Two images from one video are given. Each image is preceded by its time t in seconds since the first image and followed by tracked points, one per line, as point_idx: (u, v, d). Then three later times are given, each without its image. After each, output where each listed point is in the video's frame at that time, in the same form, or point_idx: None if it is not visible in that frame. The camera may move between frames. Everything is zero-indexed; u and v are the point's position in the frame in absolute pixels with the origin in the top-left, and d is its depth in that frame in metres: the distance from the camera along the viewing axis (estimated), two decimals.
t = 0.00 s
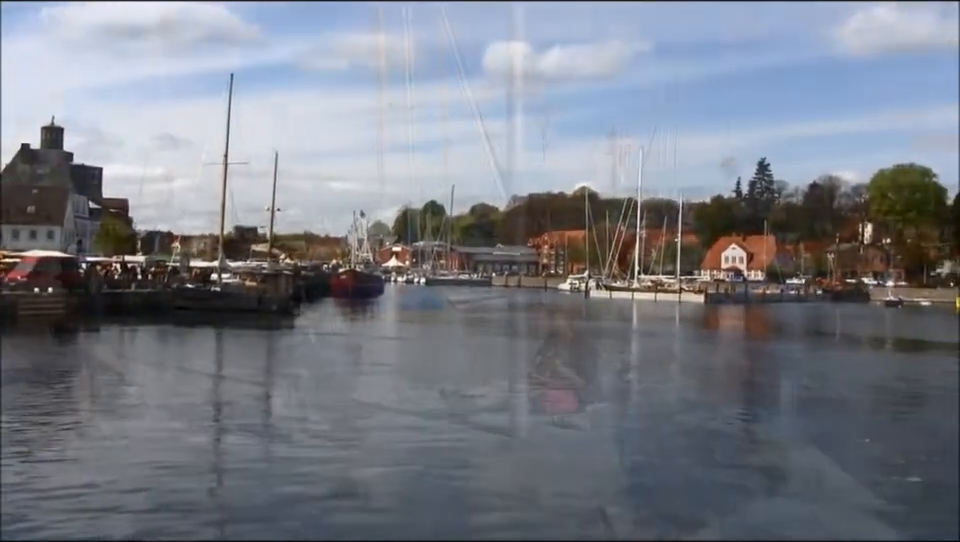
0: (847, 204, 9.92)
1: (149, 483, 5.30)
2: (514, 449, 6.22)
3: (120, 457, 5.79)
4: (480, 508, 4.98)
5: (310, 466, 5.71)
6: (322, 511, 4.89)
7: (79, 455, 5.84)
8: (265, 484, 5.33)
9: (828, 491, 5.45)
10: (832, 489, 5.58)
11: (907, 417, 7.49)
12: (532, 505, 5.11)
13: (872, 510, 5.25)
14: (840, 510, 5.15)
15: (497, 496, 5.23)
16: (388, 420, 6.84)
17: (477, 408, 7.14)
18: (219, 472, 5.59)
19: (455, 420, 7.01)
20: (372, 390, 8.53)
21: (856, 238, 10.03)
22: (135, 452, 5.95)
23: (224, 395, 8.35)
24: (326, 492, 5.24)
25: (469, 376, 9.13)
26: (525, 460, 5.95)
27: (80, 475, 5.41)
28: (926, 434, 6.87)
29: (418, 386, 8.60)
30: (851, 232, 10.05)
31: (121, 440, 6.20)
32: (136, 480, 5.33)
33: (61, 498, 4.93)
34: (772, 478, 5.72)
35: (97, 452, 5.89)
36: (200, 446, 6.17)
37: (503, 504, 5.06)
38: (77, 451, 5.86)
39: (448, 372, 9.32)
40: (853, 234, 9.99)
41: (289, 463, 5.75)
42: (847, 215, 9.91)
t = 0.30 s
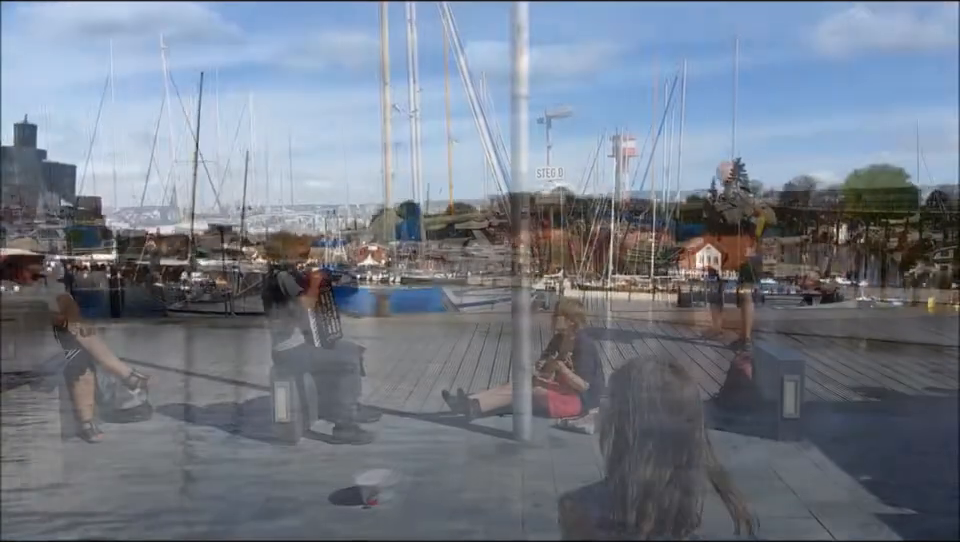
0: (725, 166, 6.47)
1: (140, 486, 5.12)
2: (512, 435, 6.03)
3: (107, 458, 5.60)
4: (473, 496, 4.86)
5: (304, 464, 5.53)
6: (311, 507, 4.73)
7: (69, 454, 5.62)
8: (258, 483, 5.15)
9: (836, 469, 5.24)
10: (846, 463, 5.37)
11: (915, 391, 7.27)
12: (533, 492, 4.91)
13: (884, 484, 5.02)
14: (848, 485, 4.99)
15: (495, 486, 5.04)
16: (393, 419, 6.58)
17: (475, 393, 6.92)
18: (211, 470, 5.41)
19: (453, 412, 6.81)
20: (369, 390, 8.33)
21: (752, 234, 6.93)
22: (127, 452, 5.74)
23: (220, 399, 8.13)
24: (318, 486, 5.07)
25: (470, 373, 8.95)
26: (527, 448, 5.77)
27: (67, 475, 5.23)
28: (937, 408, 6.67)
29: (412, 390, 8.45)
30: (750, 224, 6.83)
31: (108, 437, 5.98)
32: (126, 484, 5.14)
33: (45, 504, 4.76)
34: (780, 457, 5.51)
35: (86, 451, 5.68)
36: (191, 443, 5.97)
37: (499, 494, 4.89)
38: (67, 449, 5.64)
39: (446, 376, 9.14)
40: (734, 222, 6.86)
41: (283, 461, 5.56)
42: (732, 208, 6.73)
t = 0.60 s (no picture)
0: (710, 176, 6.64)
1: (142, 488, 5.14)
2: (518, 438, 5.96)
3: (109, 462, 5.64)
4: (475, 497, 4.85)
5: (305, 467, 5.53)
6: (315, 510, 4.73)
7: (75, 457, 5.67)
8: (259, 486, 5.17)
9: (840, 471, 5.24)
10: (853, 465, 5.34)
11: (918, 390, 7.22)
12: (536, 495, 4.90)
13: (889, 483, 5.01)
14: (852, 485, 4.98)
15: (499, 488, 5.03)
16: (397, 423, 6.64)
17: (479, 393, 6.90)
18: (214, 473, 5.42)
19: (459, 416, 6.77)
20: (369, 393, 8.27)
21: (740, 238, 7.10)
22: (129, 457, 5.78)
23: (225, 403, 8.11)
24: (322, 490, 5.07)
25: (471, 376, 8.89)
26: (531, 451, 5.73)
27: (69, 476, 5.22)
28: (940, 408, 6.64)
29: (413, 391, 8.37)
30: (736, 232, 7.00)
31: (112, 444, 6.03)
32: (125, 486, 5.18)
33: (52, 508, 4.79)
34: (784, 460, 5.49)
35: (91, 457, 5.71)
36: (196, 447, 6.02)
37: (500, 498, 4.88)
38: (68, 451, 5.67)
39: (449, 379, 9.04)
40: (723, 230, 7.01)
41: (287, 465, 5.56)
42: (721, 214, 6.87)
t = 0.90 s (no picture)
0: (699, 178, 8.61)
1: (144, 490, 5.16)
2: (519, 439, 5.93)
3: (111, 464, 5.66)
4: (478, 502, 4.85)
5: (307, 468, 5.56)
6: (315, 512, 4.75)
7: (76, 461, 5.68)
8: (261, 488, 5.19)
9: (841, 472, 5.26)
10: (855, 468, 5.35)
11: (918, 393, 7.22)
12: (538, 496, 4.92)
13: (889, 484, 5.03)
14: (853, 488, 4.99)
15: (501, 490, 5.04)
16: (397, 426, 6.66)
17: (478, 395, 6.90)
18: (216, 475, 5.44)
19: (461, 418, 6.77)
20: (371, 395, 8.28)
21: (736, 231, 8.58)
22: (132, 459, 5.81)
23: (226, 404, 8.13)
24: (323, 492, 5.09)
25: (473, 377, 8.89)
26: (532, 453, 5.73)
27: (70, 480, 5.24)
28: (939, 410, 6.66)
29: (414, 392, 8.38)
30: (732, 225, 8.54)
31: (113, 446, 6.04)
32: (127, 489, 5.20)
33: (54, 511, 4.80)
34: (785, 462, 5.50)
35: (93, 460, 5.73)
36: (197, 449, 6.04)
37: (503, 500, 4.89)
38: (70, 454, 5.68)
39: (448, 378, 9.00)
40: (719, 226, 8.53)
41: (289, 466, 5.58)
42: (717, 210, 8.50)
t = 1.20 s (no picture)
0: (694, 184, 8.68)
1: (145, 492, 5.16)
2: (520, 443, 5.91)
3: (112, 465, 5.66)
4: (478, 506, 4.84)
5: (308, 470, 5.55)
6: (316, 515, 4.74)
7: (77, 463, 5.69)
8: (261, 490, 5.19)
9: (841, 477, 5.25)
10: (857, 473, 5.34)
11: (920, 400, 7.20)
12: (539, 500, 4.91)
13: (890, 489, 5.03)
14: (855, 493, 4.97)
15: (501, 494, 5.03)
16: (398, 429, 6.64)
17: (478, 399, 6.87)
18: (216, 477, 5.44)
19: (462, 421, 6.76)
20: (372, 398, 8.26)
21: (739, 234, 8.59)
22: (132, 460, 5.81)
23: (227, 406, 8.13)
24: (324, 495, 5.08)
25: (473, 380, 8.88)
26: (533, 457, 5.72)
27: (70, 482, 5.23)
28: (939, 416, 6.66)
29: (415, 394, 8.37)
30: (735, 228, 8.57)
31: (114, 448, 6.05)
32: (128, 490, 5.20)
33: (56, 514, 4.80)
34: (786, 467, 5.48)
35: (95, 462, 5.73)
36: (198, 451, 6.04)
37: (504, 504, 4.87)
38: (71, 456, 5.68)
39: (447, 381, 8.99)
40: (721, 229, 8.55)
41: (289, 468, 5.59)
42: (718, 213, 8.55)
